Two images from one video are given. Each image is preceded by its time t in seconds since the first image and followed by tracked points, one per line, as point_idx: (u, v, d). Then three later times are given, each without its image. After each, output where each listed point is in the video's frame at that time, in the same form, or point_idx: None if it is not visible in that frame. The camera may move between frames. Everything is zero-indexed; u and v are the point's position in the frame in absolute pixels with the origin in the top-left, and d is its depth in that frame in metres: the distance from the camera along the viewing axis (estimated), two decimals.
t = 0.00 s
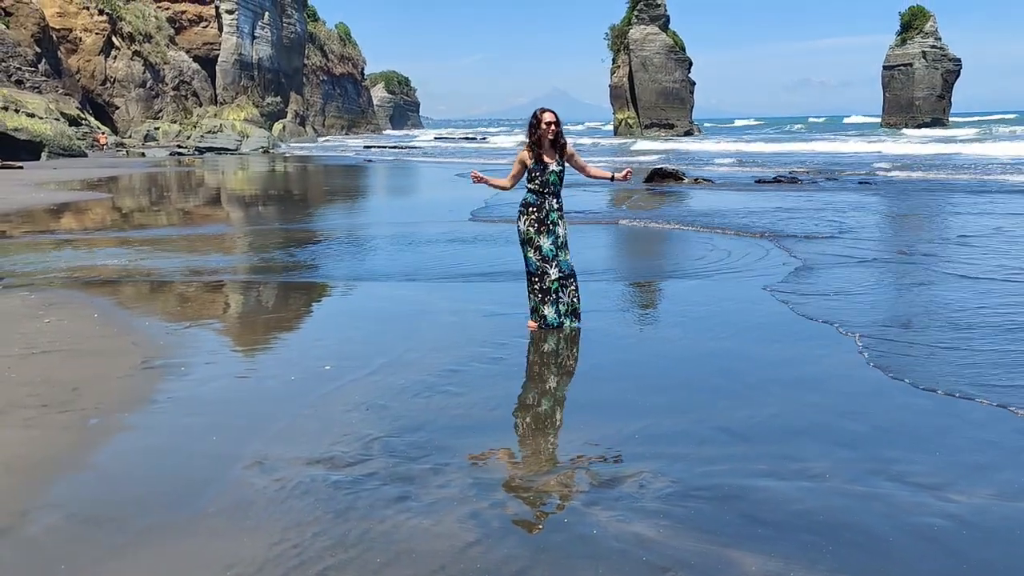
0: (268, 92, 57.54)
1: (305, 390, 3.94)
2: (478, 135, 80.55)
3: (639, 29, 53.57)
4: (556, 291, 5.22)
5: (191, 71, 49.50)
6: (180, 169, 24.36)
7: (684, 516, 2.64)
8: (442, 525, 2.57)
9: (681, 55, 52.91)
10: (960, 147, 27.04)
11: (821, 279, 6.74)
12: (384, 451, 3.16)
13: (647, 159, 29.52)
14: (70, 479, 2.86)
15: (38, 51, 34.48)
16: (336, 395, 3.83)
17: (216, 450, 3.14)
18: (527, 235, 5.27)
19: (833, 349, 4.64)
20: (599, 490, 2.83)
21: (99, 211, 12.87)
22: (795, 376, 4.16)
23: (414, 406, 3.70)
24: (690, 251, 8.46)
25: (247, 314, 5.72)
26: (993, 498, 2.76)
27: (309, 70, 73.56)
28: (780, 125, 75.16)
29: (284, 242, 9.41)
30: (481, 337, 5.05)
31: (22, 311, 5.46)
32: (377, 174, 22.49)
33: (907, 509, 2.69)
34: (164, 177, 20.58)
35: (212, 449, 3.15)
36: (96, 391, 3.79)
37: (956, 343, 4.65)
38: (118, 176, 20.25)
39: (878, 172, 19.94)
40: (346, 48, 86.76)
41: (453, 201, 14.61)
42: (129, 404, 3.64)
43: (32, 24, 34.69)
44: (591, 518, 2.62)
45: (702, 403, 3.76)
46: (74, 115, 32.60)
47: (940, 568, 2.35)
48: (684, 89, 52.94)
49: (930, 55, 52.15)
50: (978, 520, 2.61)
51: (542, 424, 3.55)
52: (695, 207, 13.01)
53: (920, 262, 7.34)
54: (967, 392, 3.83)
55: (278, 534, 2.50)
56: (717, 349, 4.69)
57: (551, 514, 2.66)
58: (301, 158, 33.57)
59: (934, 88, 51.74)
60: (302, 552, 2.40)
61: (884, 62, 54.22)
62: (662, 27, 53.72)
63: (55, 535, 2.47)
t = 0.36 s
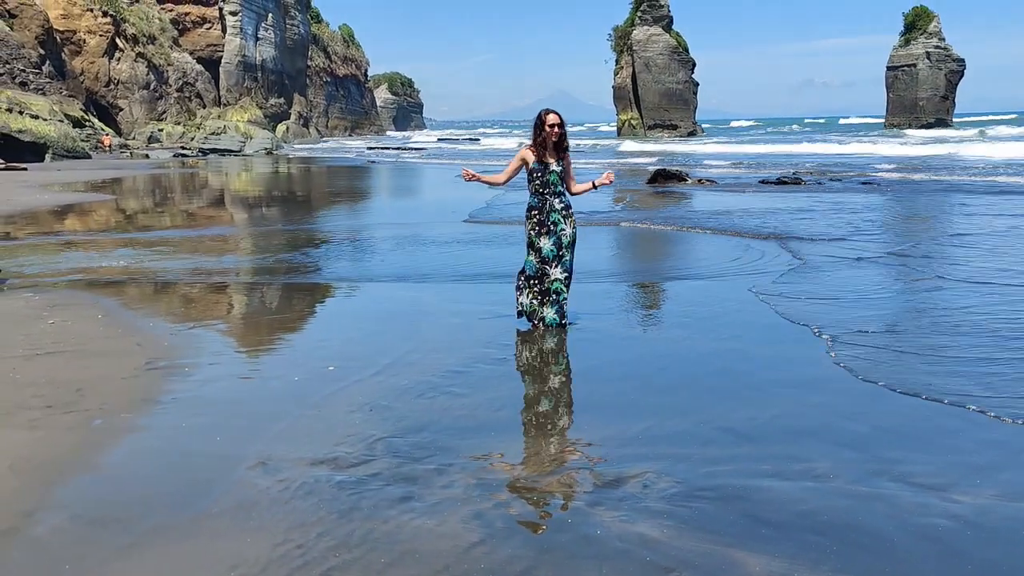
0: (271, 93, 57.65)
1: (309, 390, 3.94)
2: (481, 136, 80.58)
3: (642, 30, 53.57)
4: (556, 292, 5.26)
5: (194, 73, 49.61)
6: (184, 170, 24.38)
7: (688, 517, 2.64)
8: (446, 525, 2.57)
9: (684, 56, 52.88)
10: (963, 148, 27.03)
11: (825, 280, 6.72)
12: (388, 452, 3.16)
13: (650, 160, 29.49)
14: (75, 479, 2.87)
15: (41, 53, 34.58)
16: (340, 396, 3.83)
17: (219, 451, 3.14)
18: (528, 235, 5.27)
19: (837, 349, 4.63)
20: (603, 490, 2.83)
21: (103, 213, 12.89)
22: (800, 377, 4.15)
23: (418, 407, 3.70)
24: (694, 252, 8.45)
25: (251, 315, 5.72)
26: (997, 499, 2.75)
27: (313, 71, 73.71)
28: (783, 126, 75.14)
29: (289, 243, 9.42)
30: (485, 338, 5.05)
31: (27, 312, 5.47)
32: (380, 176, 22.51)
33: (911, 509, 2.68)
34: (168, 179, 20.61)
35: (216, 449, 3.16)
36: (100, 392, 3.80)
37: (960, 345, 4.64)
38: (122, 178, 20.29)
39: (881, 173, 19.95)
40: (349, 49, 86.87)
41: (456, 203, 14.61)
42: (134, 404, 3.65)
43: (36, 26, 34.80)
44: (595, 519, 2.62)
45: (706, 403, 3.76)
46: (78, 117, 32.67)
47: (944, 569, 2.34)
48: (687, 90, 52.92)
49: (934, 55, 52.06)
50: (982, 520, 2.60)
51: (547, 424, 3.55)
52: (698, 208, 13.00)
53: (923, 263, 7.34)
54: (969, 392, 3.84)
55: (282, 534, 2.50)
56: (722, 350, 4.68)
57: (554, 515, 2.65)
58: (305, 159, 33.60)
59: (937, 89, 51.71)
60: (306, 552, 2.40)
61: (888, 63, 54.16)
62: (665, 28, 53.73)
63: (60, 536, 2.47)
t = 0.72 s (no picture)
0: (275, 94, 57.75)
1: (312, 390, 3.94)
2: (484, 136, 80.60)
3: (646, 30, 53.53)
4: (557, 289, 5.22)
5: (198, 74, 49.76)
6: (187, 171, 24.37)
7: (691, 517, 2.63)
8: (449, 525, 2.57)
9: (688, 56, 52.83)
10: (968, 148, 26.96)
11: (831, 280, 6.71)
12: (391, 452, 3.17)
13: (654, 161, 29.46)
14: (80, 479, 2.87)
15: (46, 55, 34.69)
16: (344, 396, 3.84)
17: (223, 451, 3.15)
18: (530, 231, 5.29)
19: (843, 350, 4.63)
20: (606, 490, 2.83)
21: (107, 214, 12.92)
22: (804, 377, 4.15)
23: (421, 407, 3.70)
24: (699, 252, 8.44)
25: (255, 315, 5.74)
26: (1001, 500, 2.74)
27: (316, 72, 73.80)
28: (788, 126, 75.01)
29: (292, 244, 9.43)
30: (488, 338, 5.05)
31: (31, 313, 5.49)
32: (384, 176, 22.52)
33: (915, 509, 2.68)
34: (172, 180, 20.61)
35: (220, 449, 3.16)
36: (104, 392, 3.81)
37: (967, 346, 4.62)
38: (126, 179, 20.33)
39: (885, 174, 19.91)
40: (353, 49, 87.00)
41: (460, 203, 14.63)
42: (138, 405, 3.66)
43: (41, 27, 34.91)
44: (598, 519, 2.62)
45: (709, 403, 3.76)
46: (82, 117, 32.75)
47: (947, 570, 2.33)
48: (691, 91, 52.87)
49: (939, 55, 51.93)
50: (986, 521, 2.60)
51: (550, 425, 3.55)
52: (702, 208, 12.99)
53: (929, 264, 7.33)
54: (973, 393, 3.83)
55: (286, 534, 2.51)
56: (725, 351, 4.68)
57: (558, 515, 2.66)
58: (308, 160, 33.65)
59: (942, 89, 51.58)
60: (310, 552, 2.41)
61: (892, 63, 54.07)
62: (669, 28, 53.66)
63: (64, 536, 2.48)
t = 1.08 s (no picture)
0: (279, 95, 57.85)
1: (317, 391, 3.95)
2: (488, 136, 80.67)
3: (650, 31, 53.52)
4: (558, 292, 5.26)
5: (202, 75, 49.93)
6: (192, 172, 24.43)
7: (696, 518, 2.63)
8: (453, 527, 2.57)
9: (692, 57, 52.79)
10: (974, 149, 26.88)
11: (838, 282, 6.69)
12: (395, 453, 3.17)
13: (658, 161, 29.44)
14: (86, 480, 2.88)
15: (50, 56, 34.80)
16: (348, 397, 3.85)
17: (228, 452, 3.15)
18: (535, 233, 5.30)
19: (850, 351, 4.61)
20: (611, 492, 2.82)
21: (111, 214, 12.97)
22: (809, 378, 4.14)
23: (426, 408, 3.70)
24: (704, 253, 8.43)
25: (259, 316, 5.74)
26: (1007, 501, 2.73)
27: (321, 73, 73.92)
28: (792, 126, 74.90)
29: (297, 245, 9.44)
30: (492, 339, 5.05)
31: (37, 313, 5.50)
32: (388, 177, 22.56)
33: (921, 511, 2.67)
34: (176, 181, 20.66)
35: (225, 450, 3.17)
36: (109, 392, 3.82)
37: (976, 348, 4.60)
38: (130, 179, 20.38)
39: (890, 174, 19.87)
40: (357, 50, 87.16)
41: (464, 203, 14.66)
42: (144, 406, 3.66)
43: (46, 28, 35.02)
44: (602, 520, 2.61)
45: (715, 404, 3.75)
46: (87, 119, 32.85)
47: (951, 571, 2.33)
48: (695, 91, 52.83)
49: (943, 56, 51.79)
50: (992, 522, 2.59)
51: (555, 425, 3.55)
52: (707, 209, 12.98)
53: (937, 265, 7.29)
54: (980, 395, 3.82)
55: (291, 535, 2.51)
56: (729, 351, 4.67)
57: (563, 516, 2.65)
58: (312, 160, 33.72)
59: (947, 89, 51.47)
60: (314, 553, 2.41)
61: (896, 63, 53.98)
62: (672, 29, 53.62)
63: (70, 536, 2.48)
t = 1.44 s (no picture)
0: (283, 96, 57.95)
1: (321, 393, 3.95)
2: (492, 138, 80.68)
3: (654, 32, 53.54)
4: (565, 294, 5.27)
5: (207, 76, 50.03)
6: (196, 173, 24.50)
7: (701, 520, 2.62)
8: (458, 529, 2.56)
9: (696, 58, 52.79)
10: (978, 151, 26.85)
11: (843, 285, 6.65)
12: (400, 454, 3.17)
13: (662, 162, 29.45)
14: (92, 482, 2.88)
15: (55, 57, 34.91)
16: (353, 398, 3.85)
17: (233, 454, 3.15)
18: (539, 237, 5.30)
19: (856, 354, 4.58)
20: (615, 493, 2.82)
21: (116, 216, 13.00)
22: (817, 379, 4.12)
23: (430, 410, 3.70)
24: (709, 254, 8.42)
25: (263, 318, 5.74)
26: (1013, 503, 2.72)
27: (325, 74, 74.04)
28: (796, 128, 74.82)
29: (301, 247, 9.45)
30: (496, 341, 5.04)
31: (42, 315, 5.51)
32: (391, 178, 22.58)
33: (927, 513, 2.66)
34: (180, 182, 20.69)
35: (230, 452, 3.17)
36: (115, 394, 3.83)
37: (983, 352, 4.55)
38: (135, 181, 20.42)
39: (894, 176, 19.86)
40: (361, 51, 87.34)
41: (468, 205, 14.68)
42: (148, 407, 3.66)
43: (51, 30, 35.06)
44: (607, 522, 2.61)
45: (721, 406, 3.74)
46: (91, 120, 32.92)
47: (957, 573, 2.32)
48: (699, 92, 52.78)
49: (947, 57, 51.71)
50: (998, 525, 2.58)
51: (563, 426, 3.55)
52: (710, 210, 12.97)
53: (942, 268, 7.25)
54: (987, 397, 3.81)
55: (296, 537, 2.51)
56: (735, 353, 4.66)
57: (567, 518, 2.65)
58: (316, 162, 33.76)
59: (951, 90, 51.42)
60: (319, 555, 2.41)
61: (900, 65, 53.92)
62: (676, 30, 53.64)
63: (76, 537, 2.49)
